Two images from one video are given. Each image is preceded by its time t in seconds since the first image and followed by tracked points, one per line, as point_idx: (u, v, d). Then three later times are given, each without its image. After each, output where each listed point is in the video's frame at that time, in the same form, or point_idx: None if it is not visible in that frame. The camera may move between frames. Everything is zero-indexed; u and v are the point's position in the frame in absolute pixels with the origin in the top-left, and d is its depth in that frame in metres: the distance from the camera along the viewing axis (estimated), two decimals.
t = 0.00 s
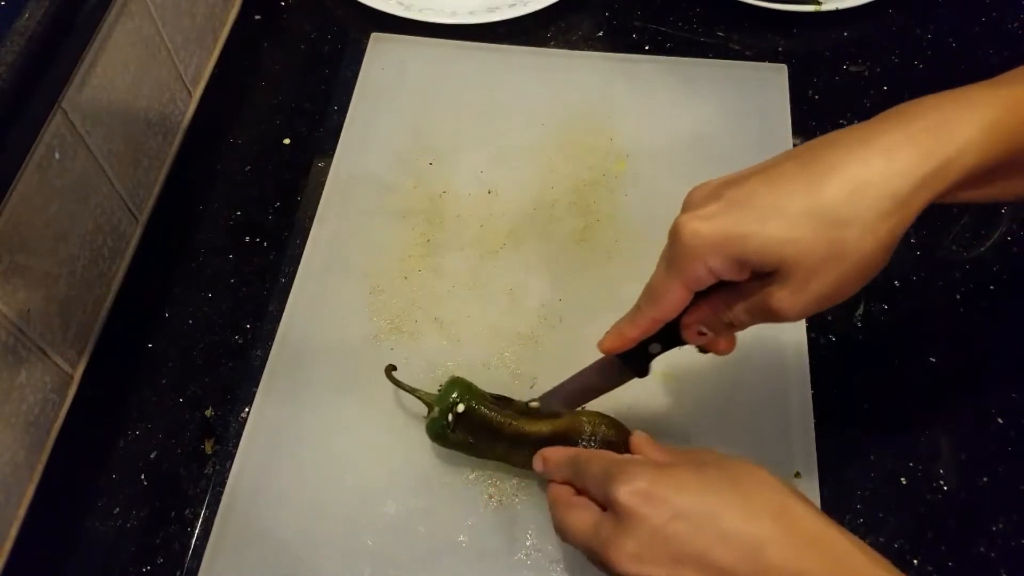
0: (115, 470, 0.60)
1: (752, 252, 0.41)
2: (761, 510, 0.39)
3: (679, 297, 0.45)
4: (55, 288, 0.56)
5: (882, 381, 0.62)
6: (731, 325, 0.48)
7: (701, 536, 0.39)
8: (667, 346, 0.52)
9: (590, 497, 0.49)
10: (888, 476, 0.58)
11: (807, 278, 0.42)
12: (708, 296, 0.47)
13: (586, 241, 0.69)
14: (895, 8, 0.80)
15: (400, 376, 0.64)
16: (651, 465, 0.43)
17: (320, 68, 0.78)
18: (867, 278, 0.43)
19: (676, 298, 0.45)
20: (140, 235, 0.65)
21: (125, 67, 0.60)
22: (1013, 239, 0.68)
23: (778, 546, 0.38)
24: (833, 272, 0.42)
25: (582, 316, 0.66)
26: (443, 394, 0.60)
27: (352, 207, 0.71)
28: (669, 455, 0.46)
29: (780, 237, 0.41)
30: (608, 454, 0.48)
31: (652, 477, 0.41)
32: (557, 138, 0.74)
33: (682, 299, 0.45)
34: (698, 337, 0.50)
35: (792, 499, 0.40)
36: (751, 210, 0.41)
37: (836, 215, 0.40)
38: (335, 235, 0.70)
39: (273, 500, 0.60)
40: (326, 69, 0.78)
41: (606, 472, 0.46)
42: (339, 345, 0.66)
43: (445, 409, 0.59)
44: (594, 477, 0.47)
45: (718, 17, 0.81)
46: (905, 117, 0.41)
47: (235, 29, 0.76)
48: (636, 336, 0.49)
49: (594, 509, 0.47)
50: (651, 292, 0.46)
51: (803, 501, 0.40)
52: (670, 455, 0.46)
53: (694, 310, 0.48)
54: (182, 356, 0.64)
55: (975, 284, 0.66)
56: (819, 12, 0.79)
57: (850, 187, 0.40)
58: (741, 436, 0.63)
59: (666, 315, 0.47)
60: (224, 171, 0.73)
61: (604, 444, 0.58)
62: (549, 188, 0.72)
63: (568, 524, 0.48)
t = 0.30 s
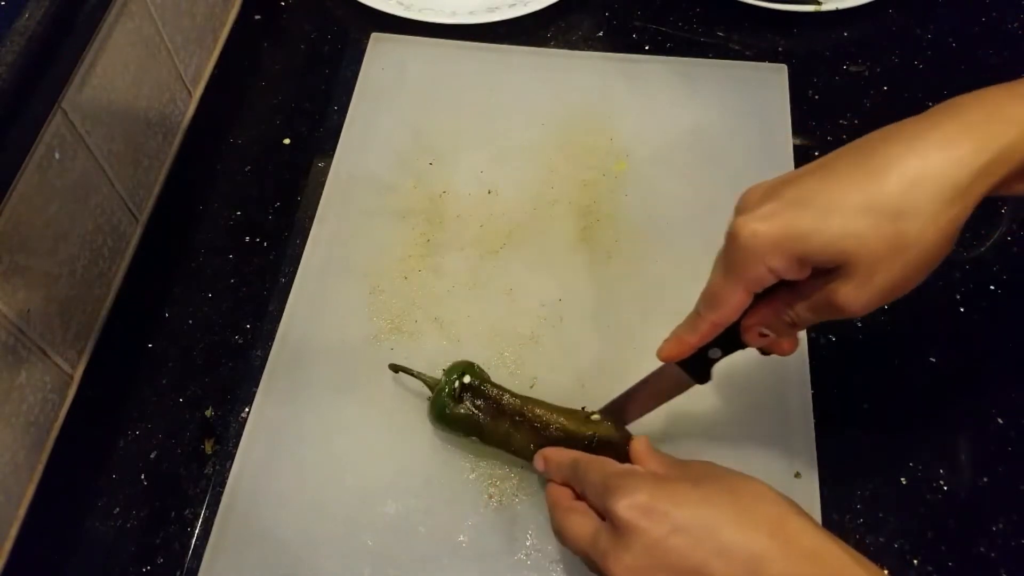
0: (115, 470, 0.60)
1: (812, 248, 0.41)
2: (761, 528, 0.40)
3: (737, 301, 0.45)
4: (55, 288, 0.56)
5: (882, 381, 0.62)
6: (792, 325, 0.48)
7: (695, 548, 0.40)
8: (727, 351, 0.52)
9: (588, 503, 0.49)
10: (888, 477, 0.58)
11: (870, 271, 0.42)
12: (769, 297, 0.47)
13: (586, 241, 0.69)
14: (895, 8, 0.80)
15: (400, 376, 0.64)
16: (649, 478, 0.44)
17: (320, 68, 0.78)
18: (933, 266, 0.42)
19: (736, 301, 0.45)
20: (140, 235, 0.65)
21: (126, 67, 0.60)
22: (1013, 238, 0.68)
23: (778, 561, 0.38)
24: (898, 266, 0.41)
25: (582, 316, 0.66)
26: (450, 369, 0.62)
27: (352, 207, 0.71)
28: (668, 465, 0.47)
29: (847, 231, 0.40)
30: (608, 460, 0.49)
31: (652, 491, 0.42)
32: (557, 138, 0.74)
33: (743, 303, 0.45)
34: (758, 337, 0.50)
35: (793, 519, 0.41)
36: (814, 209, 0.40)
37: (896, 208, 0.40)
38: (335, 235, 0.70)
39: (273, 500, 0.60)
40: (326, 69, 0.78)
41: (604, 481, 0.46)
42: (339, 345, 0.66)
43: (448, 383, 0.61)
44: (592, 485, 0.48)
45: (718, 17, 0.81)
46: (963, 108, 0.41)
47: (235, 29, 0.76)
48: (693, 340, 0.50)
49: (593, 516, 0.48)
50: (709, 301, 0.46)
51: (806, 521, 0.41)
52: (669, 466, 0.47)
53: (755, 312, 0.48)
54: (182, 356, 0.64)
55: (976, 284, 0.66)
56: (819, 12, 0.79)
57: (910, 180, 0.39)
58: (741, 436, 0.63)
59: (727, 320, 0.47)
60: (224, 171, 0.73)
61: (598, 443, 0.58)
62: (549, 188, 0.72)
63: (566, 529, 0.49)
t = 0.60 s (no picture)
0: (115, 470, 0.60)
1: (961, 234, 0.45)
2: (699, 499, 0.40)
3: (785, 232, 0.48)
4: (55, 289, 0.56)
5: (882, 381, 0.62)
6: (825, 302, 0.49)
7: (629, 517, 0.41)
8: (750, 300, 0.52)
9: (530, 492, 0.49)
10: (888, 477, 0.58)
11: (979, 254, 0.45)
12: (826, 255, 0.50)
13: (586, 241, 0.69)
14: (894, 8, 0.80)
15: (399, 376, 0.64)
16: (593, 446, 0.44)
17: (320, 68, 0.78)
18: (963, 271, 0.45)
19: (783, 230, 0.48)
20: (141, 235, 0.65)
21: (126, 67, 0.60)
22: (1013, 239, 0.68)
23: (723, 538, 0.39)
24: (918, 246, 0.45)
25: (582, 316, 0.66)
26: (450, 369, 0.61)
27: (351, 207, 0.71)
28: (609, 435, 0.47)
29: None
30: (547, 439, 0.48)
31: (596, 462, 0.42)
32: (558, 138, 0.74)
33: (788, 232, 0.48)
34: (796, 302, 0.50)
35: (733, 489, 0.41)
36: None
37: None
38: (334, 234, 0.70)
39: (273, 499, 0.60)
40: (326, 69, 0.78)
41: (545, 457, 0.46)
42: (338, 345, 0.66)
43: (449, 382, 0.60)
44: (532, 466, 0.47)
45: (718, 17, 0.81)
46: None
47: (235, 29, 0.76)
48: (727, 263, 0.52)
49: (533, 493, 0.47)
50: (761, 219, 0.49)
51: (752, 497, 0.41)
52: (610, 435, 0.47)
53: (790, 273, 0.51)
54: (182, 356, 0.64)
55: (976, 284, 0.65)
56: (819, 12, 0.79)
57: (944, 180, 0.45)
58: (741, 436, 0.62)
59: (774, 250, 0.49)
60: (224, 170, 0.73)
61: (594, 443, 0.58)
62: (549, 188, 0.72)
63: (510, 519, 0.48)
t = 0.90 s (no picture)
0: (115, 471, 0.60)
1: (817, 263, 0.49)
2: (629, 477, 0.44)
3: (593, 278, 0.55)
4: (55, 289, 0.56)
5: (882, 381, 0.62)
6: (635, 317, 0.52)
7: (562, 493, 0.45)
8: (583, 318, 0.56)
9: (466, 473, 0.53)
10: (888, 476, 0.58)
11: (786, 295, 0.50)
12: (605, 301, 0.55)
13: (585, 241, 0.69)
14: (895, 8, 0.80)
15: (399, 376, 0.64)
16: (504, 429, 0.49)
17: (320, 68, 0.78)
18: (773, 310, 0.50)
19: (592, 275, 0.55)
20: (140, 235, 0.65)
21: (126, 67, 0.60)
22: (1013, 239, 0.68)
23: (619, 496, 0.44)
24: (779, 272, 0.50)
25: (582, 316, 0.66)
26: (448, 375, 0.60)
27: (352, 207, 0.71)
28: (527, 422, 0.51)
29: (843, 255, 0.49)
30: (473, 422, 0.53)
31: (510, 439, 0.47)
32: (558, 138, 0.74)
33: (597, 280, 0.55)
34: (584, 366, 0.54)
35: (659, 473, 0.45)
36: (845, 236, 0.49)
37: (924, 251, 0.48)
38: (334, 234, 0.70)
39: (273, 499, 0.60)
40: (326, 69, 0.78)
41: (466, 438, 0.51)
42: (338, 345, 0.66)
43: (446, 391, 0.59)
44: (457, 450, 0.52)
45: (718, 17, 0.81)
46: None
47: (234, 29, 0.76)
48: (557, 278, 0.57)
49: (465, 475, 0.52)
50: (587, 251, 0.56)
51: (676, 473, 0.45)
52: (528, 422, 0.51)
53: (610, 303, 0.55)
54: (182, 356, 0.64)
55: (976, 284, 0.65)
56: (820, 12, 0.79)
57: (759, 265, 0.50)
58: (740, 437, 0.62)
59: (597, 282, 0.55)
60: (224, 171, 0.73)
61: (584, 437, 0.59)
62: (549, 188, 0.72)
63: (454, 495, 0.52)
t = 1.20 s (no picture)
0: (115, 471, 0.60)
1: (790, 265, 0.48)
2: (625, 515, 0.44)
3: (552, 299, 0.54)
4: (55, 289, 0.56)
5: (882, 381, 0.62)
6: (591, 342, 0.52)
7: (557, 533, 0.45)
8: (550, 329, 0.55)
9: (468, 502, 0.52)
10: (888, 476, 0.58)
11: (742, 316, 0.49)
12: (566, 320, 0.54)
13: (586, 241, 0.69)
14: (895, 8, 0.80)
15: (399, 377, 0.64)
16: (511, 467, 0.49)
17: (320, 68, 0.78)
18: (748, 320, 0.49)
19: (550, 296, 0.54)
20: (140, 235, 0.65)
21: (126, 67, 0.61)
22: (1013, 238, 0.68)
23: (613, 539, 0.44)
24: (754, 276, 0.49)
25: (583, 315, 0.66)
26: (434, 384, 0.59)
27: (352, 207, 0.71)
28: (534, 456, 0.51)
29: (801, 274, 0.48)
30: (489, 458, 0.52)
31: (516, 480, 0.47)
32: (558, 138, 0.74)
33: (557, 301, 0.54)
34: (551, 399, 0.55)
35: (624, 518, 0.44)
36: (808, 253, 0.48)
37: (885, 271, 0.46)
38: (334, 234, 0.70)
39: (273, 499, 0.60)
40: (326, 69, 0.78)
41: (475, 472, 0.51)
42: (338, 345, 0.66)
43: (435, 402, 0.58)
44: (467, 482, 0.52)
45: (718, 17, 0.81)
46: (990, 156, 0.45)
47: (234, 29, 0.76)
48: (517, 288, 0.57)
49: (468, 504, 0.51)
50: (546, 268, 0.55)
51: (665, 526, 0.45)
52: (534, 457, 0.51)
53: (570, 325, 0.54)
54: (182, 356, 0.64)
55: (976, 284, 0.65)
56: (820, 12, 0.79)
57: (735, 271, 0.50)
58: (741, 437, 0.62)
59: (556, 303, 0.54)
60: (224, 171, 0.73)
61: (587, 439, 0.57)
62: (549, 188, 0.72)
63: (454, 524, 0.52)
